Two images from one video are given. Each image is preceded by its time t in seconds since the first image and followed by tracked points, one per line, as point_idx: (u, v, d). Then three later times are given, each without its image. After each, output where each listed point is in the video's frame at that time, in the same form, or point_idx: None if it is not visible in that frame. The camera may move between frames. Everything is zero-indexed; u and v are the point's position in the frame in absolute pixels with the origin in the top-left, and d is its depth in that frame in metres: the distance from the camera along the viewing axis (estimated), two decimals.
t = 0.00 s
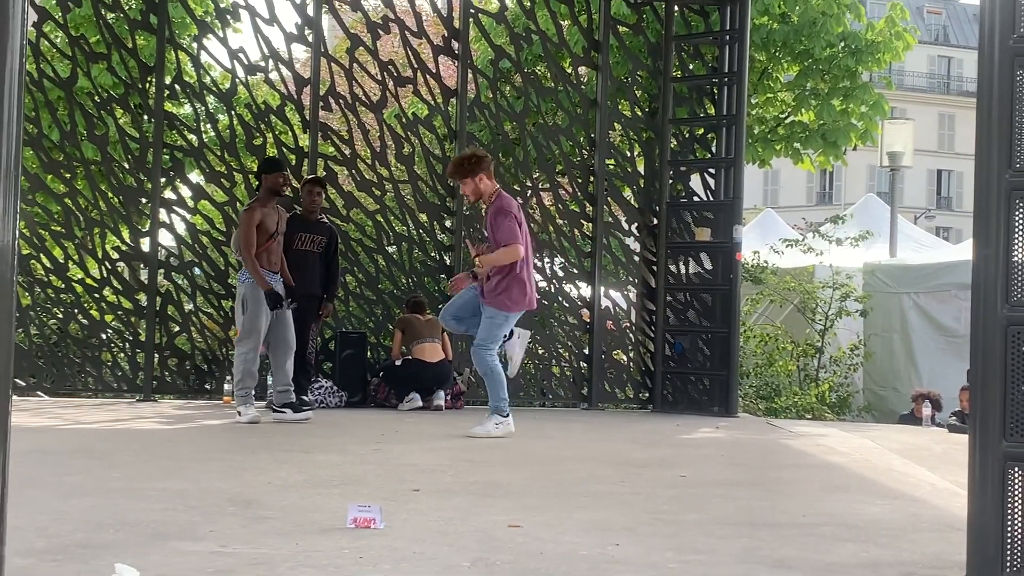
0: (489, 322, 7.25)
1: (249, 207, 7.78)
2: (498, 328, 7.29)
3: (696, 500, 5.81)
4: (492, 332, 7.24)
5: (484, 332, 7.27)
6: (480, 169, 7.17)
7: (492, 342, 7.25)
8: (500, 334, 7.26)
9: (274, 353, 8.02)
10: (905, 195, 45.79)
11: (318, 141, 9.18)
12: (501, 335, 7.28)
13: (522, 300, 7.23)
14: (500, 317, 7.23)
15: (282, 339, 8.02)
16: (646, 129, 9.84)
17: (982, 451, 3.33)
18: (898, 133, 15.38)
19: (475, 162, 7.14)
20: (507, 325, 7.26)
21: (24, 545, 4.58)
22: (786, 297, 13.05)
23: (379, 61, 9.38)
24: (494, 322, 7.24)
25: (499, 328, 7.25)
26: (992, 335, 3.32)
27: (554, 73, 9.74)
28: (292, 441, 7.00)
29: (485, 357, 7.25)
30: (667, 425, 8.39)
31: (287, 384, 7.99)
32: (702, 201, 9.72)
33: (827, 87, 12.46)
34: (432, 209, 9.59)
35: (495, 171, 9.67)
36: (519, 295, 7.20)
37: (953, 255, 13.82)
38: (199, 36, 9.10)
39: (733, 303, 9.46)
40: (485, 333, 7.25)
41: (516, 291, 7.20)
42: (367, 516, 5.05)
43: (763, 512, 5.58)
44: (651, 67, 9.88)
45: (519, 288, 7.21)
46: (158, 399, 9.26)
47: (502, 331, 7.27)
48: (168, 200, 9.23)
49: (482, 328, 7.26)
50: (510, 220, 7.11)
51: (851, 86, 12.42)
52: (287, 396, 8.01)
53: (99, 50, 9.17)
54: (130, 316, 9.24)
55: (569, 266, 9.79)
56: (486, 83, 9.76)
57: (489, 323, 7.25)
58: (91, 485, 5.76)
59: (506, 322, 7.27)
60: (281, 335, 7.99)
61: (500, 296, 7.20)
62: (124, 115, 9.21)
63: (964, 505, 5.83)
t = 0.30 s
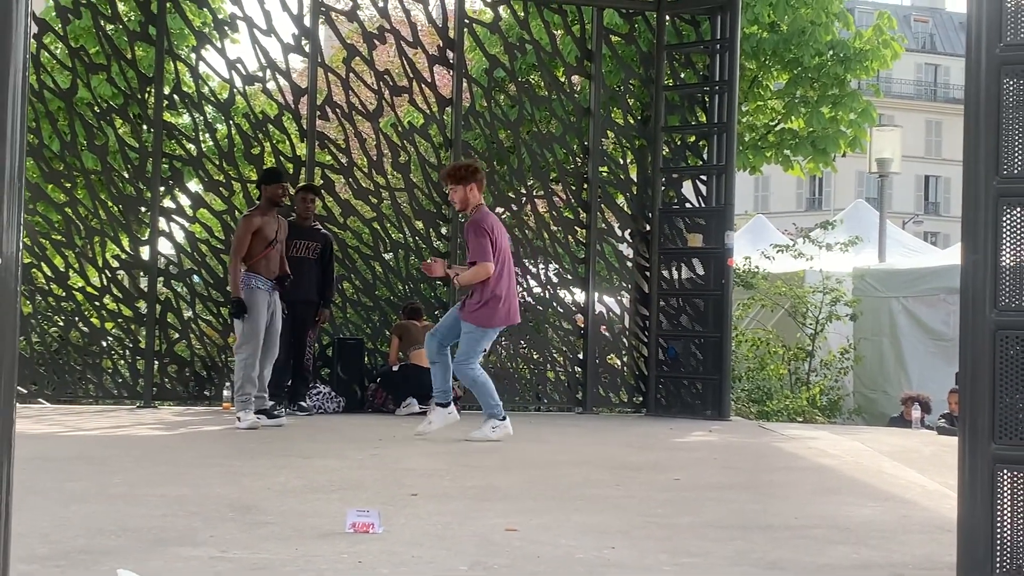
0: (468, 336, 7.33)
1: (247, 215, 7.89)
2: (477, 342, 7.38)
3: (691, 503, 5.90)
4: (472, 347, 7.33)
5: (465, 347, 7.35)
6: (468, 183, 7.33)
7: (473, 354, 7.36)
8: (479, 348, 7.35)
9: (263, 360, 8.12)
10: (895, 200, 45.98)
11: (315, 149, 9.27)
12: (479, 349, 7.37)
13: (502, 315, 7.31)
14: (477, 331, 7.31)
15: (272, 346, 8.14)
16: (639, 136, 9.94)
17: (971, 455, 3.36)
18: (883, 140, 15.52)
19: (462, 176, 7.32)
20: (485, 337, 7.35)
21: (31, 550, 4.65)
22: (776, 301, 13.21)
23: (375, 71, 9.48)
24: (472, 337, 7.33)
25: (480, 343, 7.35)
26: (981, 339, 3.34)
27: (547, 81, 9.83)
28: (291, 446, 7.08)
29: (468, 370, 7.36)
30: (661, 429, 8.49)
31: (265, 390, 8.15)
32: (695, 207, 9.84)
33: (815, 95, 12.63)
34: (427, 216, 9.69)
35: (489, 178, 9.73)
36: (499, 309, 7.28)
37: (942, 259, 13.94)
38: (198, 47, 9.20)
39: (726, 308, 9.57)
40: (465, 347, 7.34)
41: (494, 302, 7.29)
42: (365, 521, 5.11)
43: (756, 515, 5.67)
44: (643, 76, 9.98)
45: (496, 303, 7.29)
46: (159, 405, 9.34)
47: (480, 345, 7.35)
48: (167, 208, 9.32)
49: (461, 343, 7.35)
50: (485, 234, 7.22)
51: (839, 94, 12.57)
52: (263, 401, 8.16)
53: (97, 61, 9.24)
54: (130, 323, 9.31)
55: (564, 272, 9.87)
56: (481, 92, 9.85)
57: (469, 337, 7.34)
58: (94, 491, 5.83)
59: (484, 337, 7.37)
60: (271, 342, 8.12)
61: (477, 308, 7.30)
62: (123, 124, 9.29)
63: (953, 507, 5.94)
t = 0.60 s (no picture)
0: (477, 348, 7.08)
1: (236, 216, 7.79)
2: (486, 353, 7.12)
3: (691, 514, 5.75)
4: (480, 360, 7.08)
5: (472, 359, 7.11)
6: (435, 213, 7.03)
7: (486, 366, 7.09)
8: (490, 358, 7.09)
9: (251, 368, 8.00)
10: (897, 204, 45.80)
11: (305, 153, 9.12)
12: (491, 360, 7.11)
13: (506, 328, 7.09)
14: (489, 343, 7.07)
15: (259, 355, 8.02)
16: (637, 139, 9.80)
17: (979, 461, 3.36)
18: (888, 142, 15.41)
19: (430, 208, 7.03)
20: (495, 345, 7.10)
21: (11, 565, 4.49)
22: (779, 307, 13.01)
23: (367, 73, 9.33)
24: (482, 348, 7.08)
25: (488, 353, 7.09)
26: (987, 342, 3.35)
27: (543, 83, 9.68)
28: (280, 458, 6.92)
29: (481, 384, 7.11)
30: (661, 438, 8.33)
31: (253, 400, 8.03)
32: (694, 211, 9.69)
33: (818, 96, 12.48)
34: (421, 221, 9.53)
35: (485, 183, 9.58)
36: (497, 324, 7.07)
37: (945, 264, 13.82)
38: (186, 49, 9.06)
39: (727, 314, 9.43)
40: (474, 361, 7.09)
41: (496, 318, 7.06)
42: (359, 534, 4.94)
43: (758, 526, 5.52)
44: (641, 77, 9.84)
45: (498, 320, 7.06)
46: (146, 416, 9.17)
47: (490, 355, 7.09)
48: (154, 214, 9.16)
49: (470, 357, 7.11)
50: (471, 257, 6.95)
51: (843, 95, 12.43)
52: (251, 411, 8.04)
53: (83, 64, 9.08)
54: (117, 332, 9.15)
55: (561, 278, 9.71)
56: (476, 95, 9.71)
57: (475, 350, 7.09)
58: (79, 504, 5.67)
59: (492, 345, 7.10)
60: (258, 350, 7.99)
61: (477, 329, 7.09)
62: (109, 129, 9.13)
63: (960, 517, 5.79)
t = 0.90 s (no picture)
0: (478, 342, 6.95)
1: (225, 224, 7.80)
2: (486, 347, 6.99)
3: (696, 521, 5.65)
4: (481, 353, 6.95)
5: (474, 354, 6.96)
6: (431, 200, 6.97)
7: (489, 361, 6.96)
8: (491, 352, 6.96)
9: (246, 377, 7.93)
10: (904, 205, 45.63)
11: (304, 155, 9.04)
12: (491, 354, 6.98)
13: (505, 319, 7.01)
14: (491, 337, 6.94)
15: (258, 362, 7.94)
16: (640, 139, 9.70)
17: (989, 468, 3.24)
18: (896, 141, 15.27)
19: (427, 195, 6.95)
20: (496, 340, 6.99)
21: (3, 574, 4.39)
22: (786, 309, 12.89)
23: (367, 73, 9.25)
24: (485, 342, 6.95)
25: (488, 347, 6.96)
26: (997, 347, 3.22)
27: (546, 82, 9.59)
28: (279, 464, 6.84)
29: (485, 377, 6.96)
30: (665, 442, 8.23)
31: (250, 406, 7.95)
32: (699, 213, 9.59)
33: (825, 95, 12.35)
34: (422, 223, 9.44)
35: (487, 183, 9.49)
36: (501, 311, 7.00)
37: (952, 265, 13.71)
38: (183, 49, 8.98)
39: (733, 317, 9.32)
40: (475, 355, 6.96)
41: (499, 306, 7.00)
42: (358, 541, 4.85)
43: (764, 532, 5.42)
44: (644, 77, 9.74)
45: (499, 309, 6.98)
46: (143, 421, 9.09)
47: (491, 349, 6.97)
48: (151, 217, 9.09)
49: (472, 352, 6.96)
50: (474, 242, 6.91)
51: (850, 94, 12.30)
52: (246, 416, 7.98)
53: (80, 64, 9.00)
54: (114, 336, 9.07)
55: (564, 281, 9.62)
56: (477, 95, 9.62)
57: (476, 343, 6.96)
58: (74, 511, 5.58)
59: (492, 338, 6.97)
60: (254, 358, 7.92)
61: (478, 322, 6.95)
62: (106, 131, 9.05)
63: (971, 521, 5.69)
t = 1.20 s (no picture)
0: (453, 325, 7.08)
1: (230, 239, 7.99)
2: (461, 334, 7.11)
3: (704, 521, 5.64)
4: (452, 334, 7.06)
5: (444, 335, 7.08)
6: (443, 186, 7.09)
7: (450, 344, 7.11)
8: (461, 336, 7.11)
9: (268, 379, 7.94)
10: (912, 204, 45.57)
11: (310, 155, 9.03)
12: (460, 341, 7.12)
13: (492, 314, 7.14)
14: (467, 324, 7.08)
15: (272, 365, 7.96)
16: (647, 139, 9.68)
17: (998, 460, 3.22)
18: (904, 139, 15.24)
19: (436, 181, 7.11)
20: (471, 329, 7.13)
21: None
22: (794, 309, 12.87)
23: (374, 73, 9.24)
24: (458, 327, 7.09)
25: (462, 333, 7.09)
26: (1007, 348, 3.18)
27: (553, 82, 9.57)
28: (286, 465, 6.83)
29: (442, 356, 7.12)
30: (673, 443, 8.21)
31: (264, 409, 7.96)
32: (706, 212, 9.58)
33: (832, 94, 12.33)
34: (429, 224, 9.43)
35: (494, 184, 9.49)
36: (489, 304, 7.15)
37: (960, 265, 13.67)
38: (189, 50, 8.98)
39: (741, 316, 9.30)
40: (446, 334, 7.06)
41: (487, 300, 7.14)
42: (366, 542, 4.84)
43: (773, 532, 5.40)
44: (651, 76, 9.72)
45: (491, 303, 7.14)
46: (151, 422, 9.09)
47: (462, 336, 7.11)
48: (158, 218, 9.09)
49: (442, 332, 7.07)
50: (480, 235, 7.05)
51: (858, 93, 12.28)
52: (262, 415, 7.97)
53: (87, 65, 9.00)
54: (121, 337, 9.08)
55: (571, 281, 9.60)
56: (484, 95, 9.61)
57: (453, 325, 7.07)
58: (82, 512, 5.57)
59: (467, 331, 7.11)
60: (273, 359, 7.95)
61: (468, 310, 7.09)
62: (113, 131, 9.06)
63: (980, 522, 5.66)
